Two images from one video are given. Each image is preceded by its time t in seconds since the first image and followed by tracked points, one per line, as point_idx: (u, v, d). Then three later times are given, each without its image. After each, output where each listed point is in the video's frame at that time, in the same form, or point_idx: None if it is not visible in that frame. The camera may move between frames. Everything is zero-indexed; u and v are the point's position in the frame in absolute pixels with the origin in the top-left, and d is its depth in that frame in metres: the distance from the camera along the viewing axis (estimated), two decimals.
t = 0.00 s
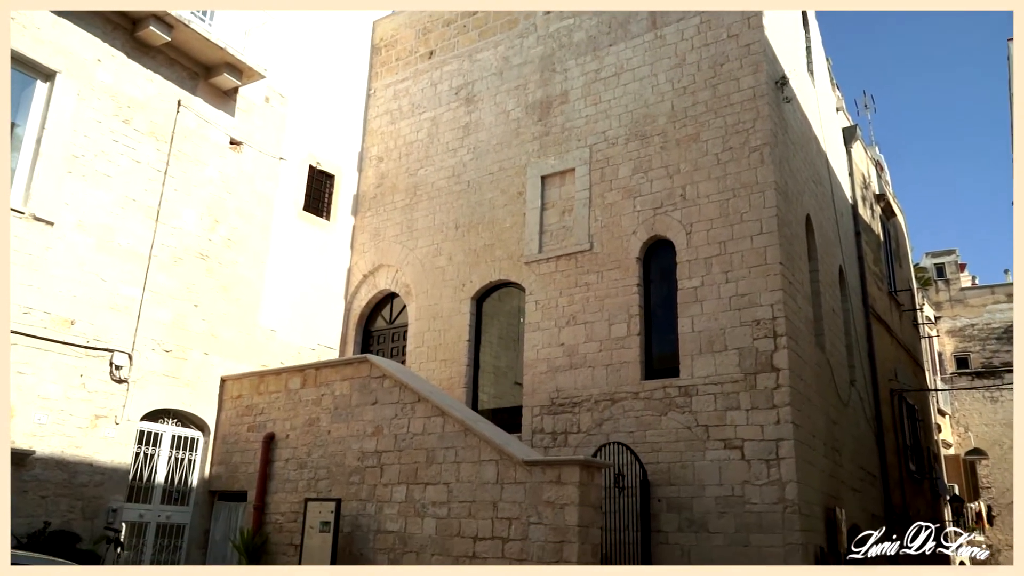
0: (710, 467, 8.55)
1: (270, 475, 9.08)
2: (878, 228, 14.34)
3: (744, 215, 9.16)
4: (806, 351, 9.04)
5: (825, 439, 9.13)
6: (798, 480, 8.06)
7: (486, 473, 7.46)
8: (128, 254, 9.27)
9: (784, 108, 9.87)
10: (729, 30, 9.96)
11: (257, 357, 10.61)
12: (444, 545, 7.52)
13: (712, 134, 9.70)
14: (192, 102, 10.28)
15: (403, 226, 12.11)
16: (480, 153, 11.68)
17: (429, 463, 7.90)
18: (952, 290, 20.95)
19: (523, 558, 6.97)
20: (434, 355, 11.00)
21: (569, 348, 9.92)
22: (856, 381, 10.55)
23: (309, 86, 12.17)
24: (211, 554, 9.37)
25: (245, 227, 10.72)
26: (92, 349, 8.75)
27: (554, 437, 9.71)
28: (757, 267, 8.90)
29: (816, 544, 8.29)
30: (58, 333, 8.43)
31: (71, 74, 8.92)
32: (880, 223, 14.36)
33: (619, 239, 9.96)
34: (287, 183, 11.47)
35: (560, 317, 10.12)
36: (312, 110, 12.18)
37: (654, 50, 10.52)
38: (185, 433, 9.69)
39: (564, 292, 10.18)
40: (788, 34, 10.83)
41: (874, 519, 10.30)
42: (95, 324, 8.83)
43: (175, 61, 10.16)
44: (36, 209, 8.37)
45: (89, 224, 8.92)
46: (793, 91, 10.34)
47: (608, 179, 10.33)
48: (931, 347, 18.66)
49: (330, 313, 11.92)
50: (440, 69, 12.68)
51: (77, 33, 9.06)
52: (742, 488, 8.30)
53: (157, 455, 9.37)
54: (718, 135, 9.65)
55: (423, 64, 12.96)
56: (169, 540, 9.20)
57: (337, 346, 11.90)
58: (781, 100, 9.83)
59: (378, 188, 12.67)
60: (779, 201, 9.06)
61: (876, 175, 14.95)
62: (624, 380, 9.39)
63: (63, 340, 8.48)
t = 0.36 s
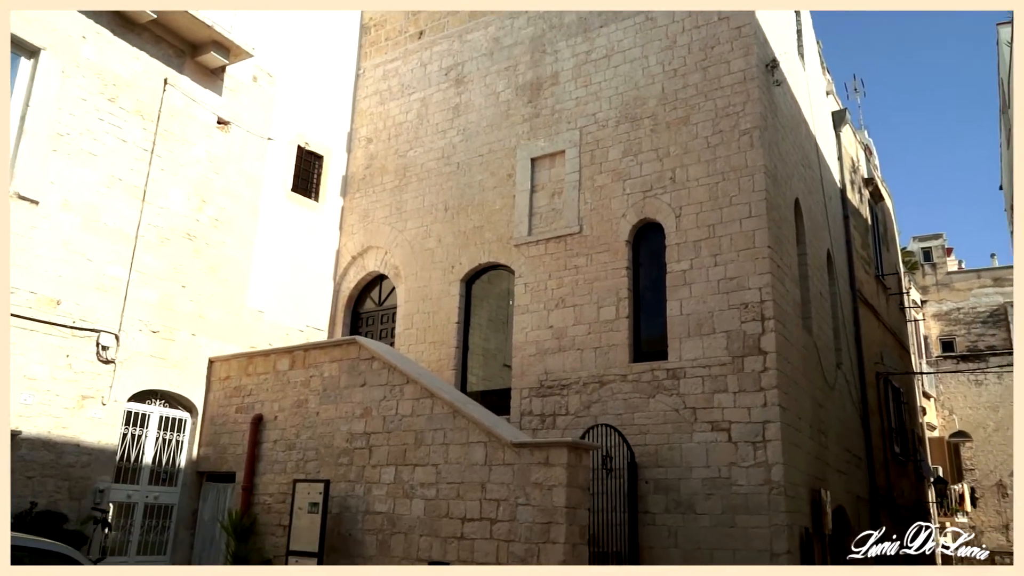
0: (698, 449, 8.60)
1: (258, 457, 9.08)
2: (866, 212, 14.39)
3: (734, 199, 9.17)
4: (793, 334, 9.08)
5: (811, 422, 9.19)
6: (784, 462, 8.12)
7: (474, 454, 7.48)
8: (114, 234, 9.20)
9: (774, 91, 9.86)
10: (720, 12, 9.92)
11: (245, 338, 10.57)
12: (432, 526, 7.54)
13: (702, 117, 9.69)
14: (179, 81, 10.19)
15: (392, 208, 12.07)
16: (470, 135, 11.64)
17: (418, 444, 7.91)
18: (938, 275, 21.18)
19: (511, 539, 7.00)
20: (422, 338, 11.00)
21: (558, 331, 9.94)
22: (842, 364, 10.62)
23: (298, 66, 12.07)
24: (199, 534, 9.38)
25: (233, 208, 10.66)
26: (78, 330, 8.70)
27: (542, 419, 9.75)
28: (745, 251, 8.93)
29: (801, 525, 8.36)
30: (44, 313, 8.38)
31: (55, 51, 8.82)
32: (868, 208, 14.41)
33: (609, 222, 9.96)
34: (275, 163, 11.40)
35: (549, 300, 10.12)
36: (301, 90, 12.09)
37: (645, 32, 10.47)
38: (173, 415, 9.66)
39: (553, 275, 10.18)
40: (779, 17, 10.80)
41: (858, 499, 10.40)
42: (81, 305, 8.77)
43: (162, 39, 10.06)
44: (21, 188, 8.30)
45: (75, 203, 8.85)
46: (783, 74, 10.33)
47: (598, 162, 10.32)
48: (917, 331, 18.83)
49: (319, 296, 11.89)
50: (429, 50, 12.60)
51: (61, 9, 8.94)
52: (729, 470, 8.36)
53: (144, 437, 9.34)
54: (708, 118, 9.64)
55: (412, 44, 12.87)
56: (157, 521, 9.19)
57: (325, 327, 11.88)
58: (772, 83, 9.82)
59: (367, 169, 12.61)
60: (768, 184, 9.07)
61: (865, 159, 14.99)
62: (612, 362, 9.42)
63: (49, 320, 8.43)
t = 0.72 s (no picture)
0: (684, 432, 8.65)
1: (245, 439, 9.07)
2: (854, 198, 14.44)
3: (722, 183, 9.18)
4: (779, 318, 9.13)
5: (797, 405, 9.26)
6: (769, 446, 8.18)
7: (462, 437, 7.50)
8: (99, 215, 9.13)
9: (763, 76, 9.86)
10: None
11: (232, 321, 10.53)
12: (420, 509, 7.56)
13: (691, 101, 9.68)
14: (164, 60, 10.08)
15: (380, 191, 12.01)
16: (458, 117, 11.59)
17: (405, 427, 7.92)
18: (924, 260, 21.28)
19: (498, 521, 7.03)
20: (411, 321, 11.00)
21: (546, 314, 9.95)
22: (828, 348, 10.70)
23: (285, 47, 11.96)
24: (186, 517, 9.36)
25: (220, 190, 10.59)
26: (63, 312, 8.64)
27: (530, 402, 9.77)
28: (733, 235, 8.95)
29: (785, 508, 8.44)
30: (27, 295, 8.31)
31: (37, 29, 8.70)
32: (856, 193, 14.47)
33: (597, 206, 9.96)
34: (262, 145, 11.31)
35: (537, 284, 10.13)
36: (288, 71, 11.98)
37: (635, 15, 10.42)
38: (159, 397, 9.62)
39: (542, 259, 10.18)
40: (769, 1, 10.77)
41: (842, 481, 10.51)
42: (66, 286, 8.71)
43: (146, 18, 9.94)
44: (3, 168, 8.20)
45: (58, 184, 8.76)
46: (773, 58, 10.32)
47: (587, 145, 10.30)
48: (902, 316, 18.98)
49: (306, 278, 11.85)
50: (418, 31, 12.50)
51: None
52: (715, 453, 8.42)
53: (130, 419, 9.28)
54: (697, 102, 9.63)
55: (401, 25, 12.76)
56: (143, 504, 9.19)
57: (313, 310, 11.86)
58: (760, 67, 9.81)
59: (355, 152, 12.54)
60: (756, 169, 9.08)
61: (853, 144, 15.03)
62: (600, 346, 9.45)
63: (33, 302, 8.36)
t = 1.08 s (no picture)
0: (671, 418, 8.69)
1: (232, 425, 9.04)
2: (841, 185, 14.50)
3: (709, 169, 9.19)
4: (766, 304, 9.16)
5: (782, 390, 9.31)
6: (755, 430, 8.24)
7: (450, 423, 7.50)
8: (83, 199, 9.05)
9: (751, 62, 9.85)
10: None
11: (219, 306, 10.48)
12: (407, 494, 7.57)
13: (680, 87, 9.66)
14: (148, 42, 9.97)
15: (367, 176, 11.96)
16: (446, 102, 11.54)
17: (393, 413, 7.92)
18: (909, 246, 21.49)
19: (486, 506, 7.05)
20: (398, 307, 10.99)
21: (534, 300, 9.95)
22: (814, 334, 10.77)
23: (271, 30, 11.85)
24: (173, 502, 9.34)
25: (206, 174, 10.52)
26: (47, 296, 8.57)
27: (517, 388, 9.79)
28: (720, 221, 8.96)
29: (771, 492, 8.50)
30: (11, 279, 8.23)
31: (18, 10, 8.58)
32: (843, 179, 14.51)
33: (585, 191, 9.95)
34: (248, 129, 11.23)
35: (525, 270, 10.12)
36: (274, 54, 11.88)
37: None
38: (145, 382, 9.56)
39: (530, 244, 10.17)
40: None
41: (826, 465, 10.61)
42: (50, 271, 8.63)
43: None
44: None
45: (42, 167, 8.67)
46: (761, 44, 10.31)
47: (575, 131, 10.28)
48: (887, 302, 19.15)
49: (293, 264, 11.80)
50: (405, 15, 12.41)
51: None
52: (701, 438, 8.46)
53: (116, 405, 9.22)
54: (685, 88, 9.62)
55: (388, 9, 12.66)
56: (130, 489, 9.15)
57: (300, 296, 11.84)
58: (749, 53, 9.80)
59: (342, 136, 12.46)
60: (743, 155, 9.09)
61: (840, 131, 15.07)
62: (587, 332, 9.47)
63: (17, 286, 8.29)
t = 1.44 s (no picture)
0: (658, 404, 8.73)
1: (219, 412, 9.02)
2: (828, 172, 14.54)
3: (697, 156, 9.19)
4: (752, 291, 9.20)
5: (768, 377, 9.37)
6: (741, 417, 8.29)
7: (437, 410, 7.51)
8: (67, 185, 8.96)
9: (739, 49, 9.84)
10: None
11: (205, 293, 10.44)
12: (395, 481, 7.59)
13: (668, 74, 9.65)
14: (131, 26, 9.86)
15: (354, 162, 11.90)
16: (434, 88, 11.48)
17: (381, 400, 7.91)
18: (895, 234, 21.59)
19: (473, 492, 7.07)
20: (386, 294, 10.98)
21: (521, 288, 9.95)
22: (800, 321, 10.82)
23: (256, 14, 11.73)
24: (160, 489, 9.31)
25: (191, 160, 10.44)
26: (31, 283, 8.50)
27: (505, 375, 9.80)
28: (707, 209, 8.98)
29: (756, 478, 8.56)
30: None
31: None
32: (829, 167, 14.56)
33: (572, 178, 9.95)
34: (234, 115, 11.15)
35: (512, 257, 10.11)
36: (260, 39, 11.77)
37: None
38: (130, 369, 9.51)
39: (517, 232, 10.16)
40: None
41: (811, 452, 10.69)
42: (34, 257, 8.56)
43: None
44: None
45: (25, 152, 8.57)
46: (749, 31, 10.30)
47: (563, 118, 10.25)
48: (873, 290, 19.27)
49: (280, 251, 11.76)
50: None
51: None
52: (688, 425, 8.51)
53: (101, 392, 9.16)
54: (673, 75, 9.61)
55: None
56: (116, 476, 9.11)
57: (287, 283, 11.81)
58: (736, 40, 9.78)
59: (329, 123, 12.39)
60: (731, 142, 9.10)
61: (827, 119, 15.11)
62: (575, 319, 9.48)
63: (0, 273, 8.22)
